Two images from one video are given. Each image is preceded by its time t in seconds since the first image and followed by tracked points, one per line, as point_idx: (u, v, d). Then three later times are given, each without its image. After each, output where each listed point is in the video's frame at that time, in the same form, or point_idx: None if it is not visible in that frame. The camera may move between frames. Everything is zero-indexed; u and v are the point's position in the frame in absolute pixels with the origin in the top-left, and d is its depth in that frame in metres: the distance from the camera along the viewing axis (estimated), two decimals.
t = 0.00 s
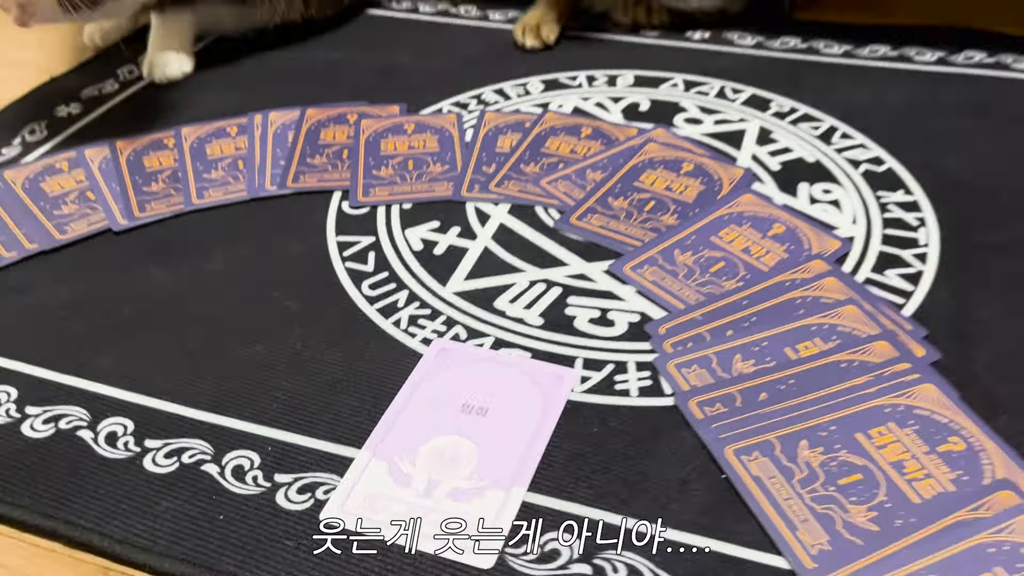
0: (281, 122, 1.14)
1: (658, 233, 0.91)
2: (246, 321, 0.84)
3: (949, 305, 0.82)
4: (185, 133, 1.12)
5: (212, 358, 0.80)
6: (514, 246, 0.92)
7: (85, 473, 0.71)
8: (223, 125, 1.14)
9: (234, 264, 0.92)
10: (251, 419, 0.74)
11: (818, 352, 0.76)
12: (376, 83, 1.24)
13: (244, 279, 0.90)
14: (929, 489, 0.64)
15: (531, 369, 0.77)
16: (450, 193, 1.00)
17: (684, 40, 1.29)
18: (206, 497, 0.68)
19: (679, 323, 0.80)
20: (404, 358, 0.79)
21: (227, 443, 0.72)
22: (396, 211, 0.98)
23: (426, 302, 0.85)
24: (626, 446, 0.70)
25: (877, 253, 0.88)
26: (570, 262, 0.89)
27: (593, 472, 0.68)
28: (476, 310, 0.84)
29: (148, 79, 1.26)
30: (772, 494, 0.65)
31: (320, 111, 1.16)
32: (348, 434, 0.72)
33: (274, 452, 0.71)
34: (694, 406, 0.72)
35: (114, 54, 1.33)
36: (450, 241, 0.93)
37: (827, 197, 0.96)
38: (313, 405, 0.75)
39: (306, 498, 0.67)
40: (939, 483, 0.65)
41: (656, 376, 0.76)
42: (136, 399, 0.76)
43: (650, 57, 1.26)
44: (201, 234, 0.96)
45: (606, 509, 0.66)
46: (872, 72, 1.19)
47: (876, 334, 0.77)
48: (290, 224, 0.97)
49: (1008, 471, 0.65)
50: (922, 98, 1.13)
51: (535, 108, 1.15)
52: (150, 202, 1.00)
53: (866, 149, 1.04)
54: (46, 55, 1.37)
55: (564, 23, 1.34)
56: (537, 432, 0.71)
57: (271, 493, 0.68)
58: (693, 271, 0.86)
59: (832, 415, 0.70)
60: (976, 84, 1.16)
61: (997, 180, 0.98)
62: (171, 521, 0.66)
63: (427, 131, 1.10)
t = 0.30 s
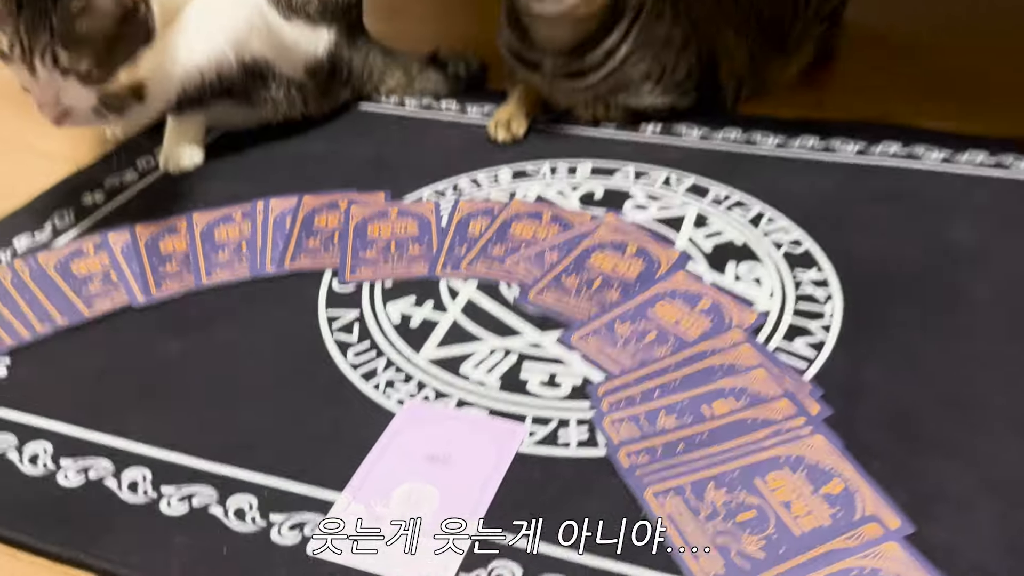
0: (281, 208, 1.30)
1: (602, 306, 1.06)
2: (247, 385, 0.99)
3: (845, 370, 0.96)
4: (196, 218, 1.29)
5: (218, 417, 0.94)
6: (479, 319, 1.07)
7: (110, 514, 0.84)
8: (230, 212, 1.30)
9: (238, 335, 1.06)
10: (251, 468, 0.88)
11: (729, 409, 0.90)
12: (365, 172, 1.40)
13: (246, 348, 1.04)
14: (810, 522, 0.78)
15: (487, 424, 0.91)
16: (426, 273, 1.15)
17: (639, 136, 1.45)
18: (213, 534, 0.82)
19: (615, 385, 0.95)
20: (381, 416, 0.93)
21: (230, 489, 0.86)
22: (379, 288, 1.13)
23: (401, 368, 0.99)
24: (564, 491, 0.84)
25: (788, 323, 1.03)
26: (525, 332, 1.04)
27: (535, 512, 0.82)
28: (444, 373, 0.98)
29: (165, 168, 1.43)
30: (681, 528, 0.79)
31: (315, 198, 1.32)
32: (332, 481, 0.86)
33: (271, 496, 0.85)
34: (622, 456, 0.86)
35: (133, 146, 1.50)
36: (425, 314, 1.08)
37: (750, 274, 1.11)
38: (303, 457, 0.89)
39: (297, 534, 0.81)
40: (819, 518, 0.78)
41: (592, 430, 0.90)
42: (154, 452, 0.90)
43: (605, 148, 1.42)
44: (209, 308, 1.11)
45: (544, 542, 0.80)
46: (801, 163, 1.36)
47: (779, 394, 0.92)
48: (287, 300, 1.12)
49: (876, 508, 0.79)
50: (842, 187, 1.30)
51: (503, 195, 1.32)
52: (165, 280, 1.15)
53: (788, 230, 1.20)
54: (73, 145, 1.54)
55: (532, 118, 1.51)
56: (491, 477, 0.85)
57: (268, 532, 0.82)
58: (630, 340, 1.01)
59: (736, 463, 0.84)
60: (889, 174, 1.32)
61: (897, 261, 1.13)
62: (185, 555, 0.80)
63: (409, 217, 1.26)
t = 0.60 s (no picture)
0: (293, 267, 1.45)
1: (577, 354, 1.20)
2: (264, 425, 1.12)
3: (788, 408, 1.09)
4: (216, 277, 1.43)
5: (239, 454, 1.08)
6: (468, 366, 1.21)
7: (146, 538, 0.97)
8: (247, 270, 1.45)
9: (254, 381, 1.20)
10: (268, 499, 1.01)
11: (684, 444, 1.04)
12: (368, 233, 1.55)
13: (262, 393, 1.18)
14: (750, 540, 0.91)
15: (472, 458, 1.04)
16: (421, 324, 1.29)
17: (616, 199, 1.61)
18: (236, 554, 0.94)
19: (585, 423, 1.09)
20: (382, 452, 1.06)
21: (250, 516, 0.99)
22: (380, 339, 1.27)
23: (399, 410, 1.13)
24: (539, 515, 0.97)
25: (740, 368, 1.17)
26: (509, 378, 1.18)
27: (513, 534, 0.95)
28: (437, 414, 1.12)
29: (190, 233, 1.58)
30: (639, 547, 0.91)
31: (324, 257, 1.47)
32: (339, 508, 0.99)
33: (286, 522, 0.98)
34: (589, 485, 1.00)
35: (161, 214, 1.66)
36: (420, 361, 1.22)
37: (709, 325, 1.26)
38: (313, 488, 1.02)
39: (307, 553, 0.93)
40: (757, 536, 0.91)
41: (565, 463, 1.03)
42: (183, 485, 1.03)
43: (585, 208, 1.57)
44: (229, 357, 1.25)
45: (521, 558, 0.92)
46: (761, 222, 1.51)
47: (728, 431, 1.05)
48: (298, 349, 1.26)
49: (806, 528, 0.92)
50: (797, 244, 1.44)
51: (492, 253, 1.46)
52: (189, 333, 1.29)
53: (745, 285, 1.34)
54: (104, 212, 1.69)
55: (518, 181, 1.67)
56: (477, 502, 0.98)
57: (283, 551, 0.94)
58: (600, 383, 1.15)
59: (688, 490, 0.97)
60: (840, 233, 1.46)
61: (842, 312, 1.27)
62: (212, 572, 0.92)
63: (407, 274, 1.41)
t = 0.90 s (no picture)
0: (322, 295, 1.56)
1: (586, 372, 1.31)
2: (301, 437, 1.23)
3: (779, 419, 1.20)
4: (251, 305, 1.55)
5: (279, 463, 1.18)
6: (486, 384, 1.31)
7: (199, 537, 1.07)
8: (279, 299, 1.56)
9: (290, 398, 1.31)
10: (308, 502, 1.11)
11: (685, 451, 1.14)
12: (390, 263, 1.67)
13: (298, 408, 1.29)
14: (743, 536, 1.01)
15: (494, 466, 1.15)
16: (442, 346, 1.41)
17: (620, 231, 1.73)
18: (280, 550, 1.04)
19: (595, 434, 1.19)
20: (410, 460, 1.17)
21: (293, 518, 1.09)
22: (404, 360, 1.38)
23: (424, 423, 1.24)
24: (553, 515, 1.07)
25: (735, 384, 1.27)
26: (524, 394, 1.29)
27: (530, 531, 1.05)
28: (458, 427, 1.23)
29: (226, 264, 1.70)
30: (643, 541, 1.02)
31: (350, 287, 1.59)
32: (372, 510, 1.09)
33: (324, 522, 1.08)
34: (599, 488, 1.10)
35: (197, 248, 1.79)
36: (442, 380, 1.33)
37: (707, 345, 1.36)
38: (348, 492, 1.12)
39: (345, 550, 1.04)
40: (750, 532, 1.01)
41: (576, 469, 1.14)
42: (231, 491, 1.14)
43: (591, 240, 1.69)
44: (267, 377, 1.36)
45: (536, 552, 1.02)
46: (755, 252, 1.62)
47: (725, 440, 1.15)
48: (329, 370, 1.37)
49: (794, 525, 1.02)
50: (788, 272, 1.55)
51: (506, 281, 1.58)
52: (229, 356, 1.41)
53: (741, 309, 1.45)
54: (144, 245, 1.82)
55: (529, 215, 1.79)
56: (496, 506, 1.08)
57: (323, 547, 1.04)
58: (608, 398, 1.26)
59: (688, 492, 1.08)
60: (828, 261, 1.58)
61: (829, 334, 1.38)
62: (261, 566, 1.02)
63: (427, 301, 1.52)
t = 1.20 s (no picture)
0: (355, 315, 1.65)
1: (608, 387, 1.39)
2: (341, 448, 1.31)
3: (794, 431, 1.27)
4: (289, 325, 1.63)
5: (322, 471, 1.26)
6: (514, 398, 1.39)
7: (250, 539, 1.15)
8: (316, 319, 1.65)
9: (330, 411, 1.39)
10: (350, 508, 1.19)
11: (704, 461, 1.21)
12: (419, 285, 1.75)
13: (337, 421, 1.37)
14: (760, 538, 1.07)
15: (526, 475, 1.22)
16: (471, 363, 1.48)
17: (638, 254, 1.81)
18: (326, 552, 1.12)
19: (618, 445, 1.26)
20: (444, 469, 1.24)
21: (336, 522, 1.17)
22: (436, 376, 1.46)
23: (457, 435, 1.31)
24: (581, 519, 1.14)
25: (751, 398, 1.34)
26: (550, 408, 1.36)
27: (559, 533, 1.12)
28: (489, 438, 1.30)
29: (262, 287, 1.78)
30: (666, 544, 1.08)
31: (382, 307, 1.67)
32: (411, 515, 1.16)
33: (366, 526, 1.15)
34: (624, 494, 1.17)
35: (235, 271, 1.88)
36: (472, 395, 1.41)
37: (724, 361, 1.43)
38: (387, 499, 1.20)
39: (386, 551, 1.11)
40: (767, 535, 1.08)
41: (602, 477, 1.21)
42: (277, 498, 1.22)
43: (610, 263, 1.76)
44: (307, 392, 1.44)
45: (565, 553, 1.09)
46: (769, 273, 1.70)
47: (742, 450, 1.22)
48: (365, 385, 1.45)
49: (809, 528, 1.09)
50: (800, 292, 1.62)
51: (530, 302, 1.66)
52: (270, 372, 1.49)
53: (755, 327, 1.52)
54: (184, 269, 1.91)
55: (551, 239, 1.87)
56: (525, 512, 1.15)
57: (366, 549, 1.12)
58: (630, 412, 1.33)
59: (708, 498, 1.14)
60: (839, 281, 1.65)
61: (840, 350, 1.44)
62: (308, 566, 1.10)
63: (456, 320, 1.60)
